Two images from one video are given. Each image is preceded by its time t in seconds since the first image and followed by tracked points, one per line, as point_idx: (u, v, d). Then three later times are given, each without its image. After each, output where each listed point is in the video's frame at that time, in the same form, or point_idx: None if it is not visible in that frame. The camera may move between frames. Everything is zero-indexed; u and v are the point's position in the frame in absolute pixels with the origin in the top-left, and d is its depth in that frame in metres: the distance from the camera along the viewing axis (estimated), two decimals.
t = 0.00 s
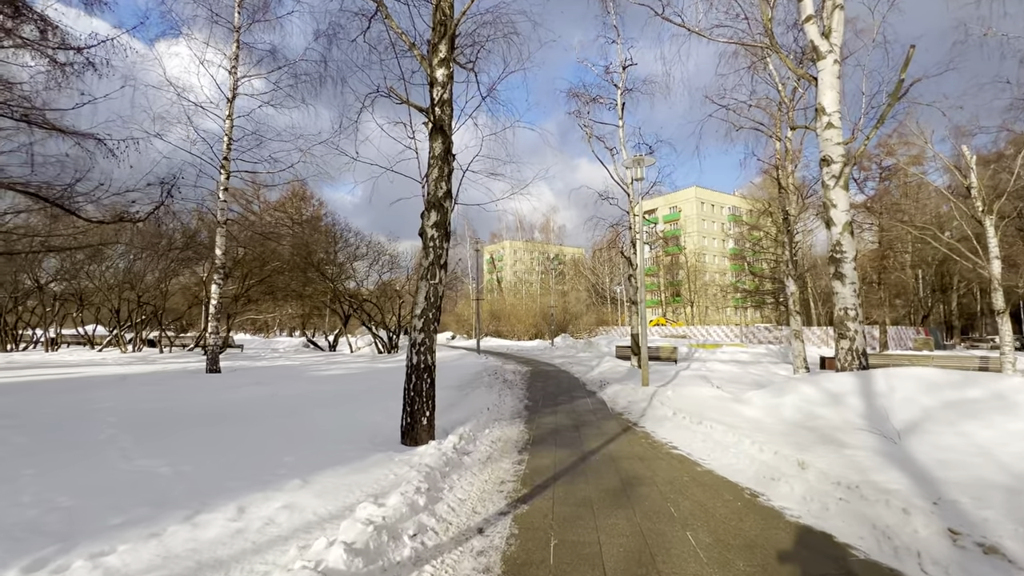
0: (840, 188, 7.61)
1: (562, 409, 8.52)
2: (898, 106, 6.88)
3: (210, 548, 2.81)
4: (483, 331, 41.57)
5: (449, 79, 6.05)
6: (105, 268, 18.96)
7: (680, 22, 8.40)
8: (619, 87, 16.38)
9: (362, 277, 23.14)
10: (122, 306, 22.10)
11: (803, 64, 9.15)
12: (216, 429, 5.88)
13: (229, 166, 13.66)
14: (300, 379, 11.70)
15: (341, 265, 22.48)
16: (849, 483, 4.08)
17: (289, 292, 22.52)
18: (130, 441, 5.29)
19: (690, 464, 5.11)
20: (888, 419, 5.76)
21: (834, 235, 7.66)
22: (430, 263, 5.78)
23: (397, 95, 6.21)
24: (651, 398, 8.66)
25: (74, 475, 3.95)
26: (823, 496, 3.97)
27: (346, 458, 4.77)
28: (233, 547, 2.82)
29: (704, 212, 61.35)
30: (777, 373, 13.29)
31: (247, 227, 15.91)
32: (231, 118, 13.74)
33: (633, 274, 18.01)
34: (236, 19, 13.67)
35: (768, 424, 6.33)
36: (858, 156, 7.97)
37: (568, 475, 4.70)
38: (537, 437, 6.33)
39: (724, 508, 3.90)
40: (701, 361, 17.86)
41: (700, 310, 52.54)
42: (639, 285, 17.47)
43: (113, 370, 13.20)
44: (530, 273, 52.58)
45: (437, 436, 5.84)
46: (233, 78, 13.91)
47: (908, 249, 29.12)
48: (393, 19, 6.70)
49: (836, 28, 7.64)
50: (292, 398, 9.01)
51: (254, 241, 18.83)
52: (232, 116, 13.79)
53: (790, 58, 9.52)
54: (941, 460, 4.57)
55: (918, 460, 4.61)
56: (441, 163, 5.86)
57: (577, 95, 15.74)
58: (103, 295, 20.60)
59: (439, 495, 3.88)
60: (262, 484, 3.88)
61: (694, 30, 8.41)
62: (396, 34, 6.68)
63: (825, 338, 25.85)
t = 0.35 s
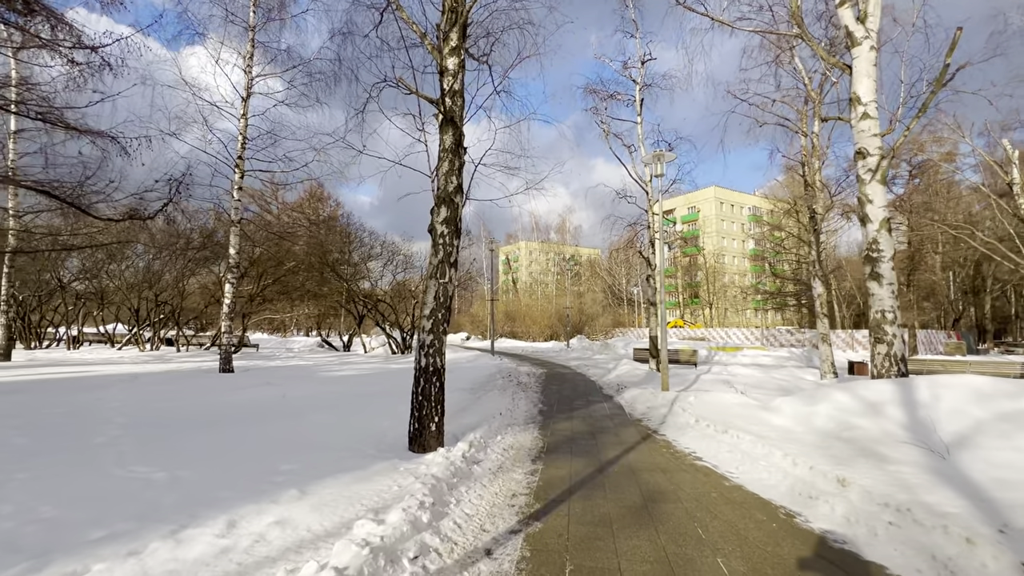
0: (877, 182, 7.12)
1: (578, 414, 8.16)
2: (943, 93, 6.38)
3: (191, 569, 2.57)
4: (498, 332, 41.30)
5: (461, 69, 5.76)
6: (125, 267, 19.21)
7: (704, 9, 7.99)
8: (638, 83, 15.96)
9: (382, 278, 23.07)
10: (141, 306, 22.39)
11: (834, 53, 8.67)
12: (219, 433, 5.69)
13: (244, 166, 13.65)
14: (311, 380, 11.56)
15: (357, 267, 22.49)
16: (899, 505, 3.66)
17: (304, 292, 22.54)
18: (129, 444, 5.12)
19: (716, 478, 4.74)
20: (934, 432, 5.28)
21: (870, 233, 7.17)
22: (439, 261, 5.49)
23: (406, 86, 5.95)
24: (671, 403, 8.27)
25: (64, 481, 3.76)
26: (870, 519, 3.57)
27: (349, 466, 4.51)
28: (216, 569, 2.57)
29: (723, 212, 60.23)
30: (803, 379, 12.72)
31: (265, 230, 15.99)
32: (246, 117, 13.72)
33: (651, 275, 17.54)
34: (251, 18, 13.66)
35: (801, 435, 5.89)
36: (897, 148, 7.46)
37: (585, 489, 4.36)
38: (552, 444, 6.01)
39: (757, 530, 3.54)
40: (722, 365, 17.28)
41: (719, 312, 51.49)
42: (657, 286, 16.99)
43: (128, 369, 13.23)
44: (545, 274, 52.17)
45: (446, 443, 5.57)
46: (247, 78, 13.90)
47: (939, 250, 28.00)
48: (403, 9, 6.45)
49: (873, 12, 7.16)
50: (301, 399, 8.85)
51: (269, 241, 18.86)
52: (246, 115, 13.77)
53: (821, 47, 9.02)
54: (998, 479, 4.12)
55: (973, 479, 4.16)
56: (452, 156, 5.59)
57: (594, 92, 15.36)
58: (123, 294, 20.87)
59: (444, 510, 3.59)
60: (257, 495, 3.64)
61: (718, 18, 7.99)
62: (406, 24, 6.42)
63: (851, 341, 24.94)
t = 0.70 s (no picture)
0: (924, 173, 6.63)
1: (598, 419, 7.80)
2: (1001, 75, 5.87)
3: None
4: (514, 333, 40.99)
5: (478, 54, 5.47)
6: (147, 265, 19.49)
7: None
8: (660, 78, 15.51)
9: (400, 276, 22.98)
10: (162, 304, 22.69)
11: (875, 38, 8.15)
12: (225, 433, 5.49)
13: (261, 163, 13.61)
14: (325, 379, 11.40)
15: (374, 266, 22.40)
16: (969, 531, 3.23)
17: (321, 291, 22.54)
18: (132, 444, 4.94)
19: (752, 492, 4.35)
20: (994, 444, 4.78)
21: (915, 229, 6.68)
22: (453, 256, 5.20)
23: (420, 73, 5.68)
24: (697, 409, 7.84)
25: (58, 484, 3.58)
26: (936, 546, 3.15)
27: (356, 471, 4.25)
28: None
29: (745, 213, 58.99)
30: (834, 386, 12.09)
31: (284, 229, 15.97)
32: (263, 114, 13.70)
33: (673, 276, 17.01)
34: (270, 16, 13.64)
35: (843, 446, 5.44)
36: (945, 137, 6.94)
37: (609, 502, 4.01)
38: (571, 451, 5.67)
39: (804, 554, 3.17)
40: (747, 369, 16.67)
41: (741, 315, 50.33)
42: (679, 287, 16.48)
43: (145, 366, 13.28)
44: (562, 275, 51.71)
45: (460, 448, 5.28)
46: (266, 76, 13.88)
47: (975, 251, 26.81)
48: None
49: None
50: (313, 398, 8.67)
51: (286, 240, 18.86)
52: (263, 113, 13.73)
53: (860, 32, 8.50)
54: None
55: None
56: (468, 145, 5.30)
57: (615, 86, 14.95)
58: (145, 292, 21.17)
59: (456, 524, 3.28)
60: (256, 503, 3.40)
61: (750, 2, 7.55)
62: (421, 9, 6.16)
63: (881, 346, 23.96)
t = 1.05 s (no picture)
0: (975, 168, 6.13)
1: (616, 427, 7.43)
2: None
3: None
4: (530, 336, 40.58)
5: (493, 42, 5.20)
6: (169, 263, 19.75)
7: None
8: (683, 74, 15.04)
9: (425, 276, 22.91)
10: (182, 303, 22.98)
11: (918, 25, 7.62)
12: (229, 438, 5.30)
13: (278, 163, 13.58)
14: (336, 381, 11.24)
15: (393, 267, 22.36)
16: None
17: (337, 291, 22.53)
18: (132, 447, 4.77)
19: (789, 516, 3.96)
20: None
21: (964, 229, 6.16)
22: (465, 255, 4.92)
23: (433, 63, 5.43)
24: (722, 419, 7.42)
25: (47, 491, 3.41)
26: None
27: (358, 483, 4.00)
28: None
29: (768, 216, 57.67)
30: (867, 396, 11.45)
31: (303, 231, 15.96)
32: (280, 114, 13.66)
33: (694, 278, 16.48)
34: (288, 15, 13.61)
35: (886, 464, 4.99)
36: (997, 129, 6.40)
37: (630, 524, 3.68)
38: (588, 463, 5.34)
39: None
40: (772, 376, 16.02)
41: (763, 319, 49.10)
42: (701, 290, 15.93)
43: (161, 364, 13.32)
44: (580, 278, 51.17)
45: (471, 457, 5.00)
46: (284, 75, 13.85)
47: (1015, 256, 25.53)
48: None
49: None
50: (323, 401, 8.49)
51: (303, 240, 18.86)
52: (281, 112, 13.70)
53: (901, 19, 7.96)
54: None
55: None
56: (482, 138, 5.03)
57: (635, 83, 14.55)
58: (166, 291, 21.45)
59: (462, 548, 2.99)
60: (249, 518, 3.17)
61: None
62: None
63: (913, 353, 22.94)
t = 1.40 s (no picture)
0: (1019, 162, 5.67)
1: (628, 434, 7.12)
2: None
3: None
4: (545, 338, 40.23)
5: (499, 30, 4.98)
6: (187, 263, 20.07)
7: None
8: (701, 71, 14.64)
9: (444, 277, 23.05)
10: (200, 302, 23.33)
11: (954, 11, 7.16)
12: (226, 439, 5.17)
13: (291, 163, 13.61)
14: (345, 381, 11.14)
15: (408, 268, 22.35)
16: None
17: (352, 292, 22.59)
18: (127, 447, 4.67)
19: (813, 535, 3.64)
20: None
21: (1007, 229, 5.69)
22: (468, 251, 4.70)
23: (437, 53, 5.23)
24: (740, 427, 7.05)
25: (27, 493, 3.29)
26: None
27: (350, 490, 3.81)
28: None
29: (790, 218, 56.36)
30: (896, 405, 10.91)
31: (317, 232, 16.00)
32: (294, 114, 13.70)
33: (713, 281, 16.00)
34: (303, 16, 13.68)
35: (920, 480, 4.61)
36: None
37: (638, 541, 3.41)
38: (596, 472, 5.06)
39: None
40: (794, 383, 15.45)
41: (784, 324, 47.92)
42: (720, 292, 15.47)
43: (175, 363, 13.42)
44: (596, 280, 50.66)
45: (472, 464, 4.78)
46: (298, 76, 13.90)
47: None
48: None
49: None
50: (329, 402, 8.36)
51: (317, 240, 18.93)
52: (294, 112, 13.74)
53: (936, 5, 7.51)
54: None
55: None
56: (487, 130, 4.82)
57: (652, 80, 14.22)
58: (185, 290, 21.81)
59: (452, 565, 2.77)
60: (229, 526, 3.00)
61: None
62: None
63: (944, 360, 22.00)
